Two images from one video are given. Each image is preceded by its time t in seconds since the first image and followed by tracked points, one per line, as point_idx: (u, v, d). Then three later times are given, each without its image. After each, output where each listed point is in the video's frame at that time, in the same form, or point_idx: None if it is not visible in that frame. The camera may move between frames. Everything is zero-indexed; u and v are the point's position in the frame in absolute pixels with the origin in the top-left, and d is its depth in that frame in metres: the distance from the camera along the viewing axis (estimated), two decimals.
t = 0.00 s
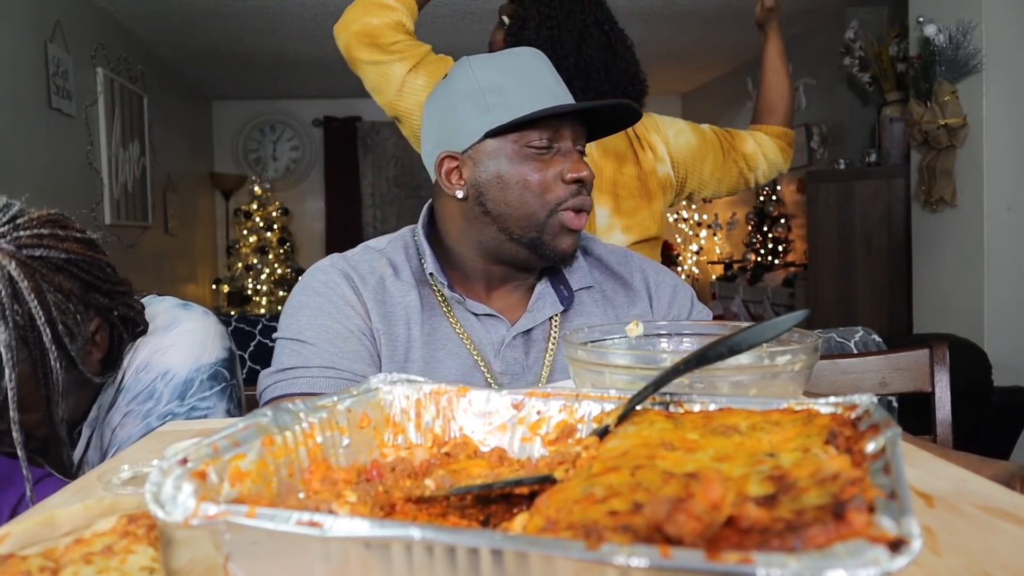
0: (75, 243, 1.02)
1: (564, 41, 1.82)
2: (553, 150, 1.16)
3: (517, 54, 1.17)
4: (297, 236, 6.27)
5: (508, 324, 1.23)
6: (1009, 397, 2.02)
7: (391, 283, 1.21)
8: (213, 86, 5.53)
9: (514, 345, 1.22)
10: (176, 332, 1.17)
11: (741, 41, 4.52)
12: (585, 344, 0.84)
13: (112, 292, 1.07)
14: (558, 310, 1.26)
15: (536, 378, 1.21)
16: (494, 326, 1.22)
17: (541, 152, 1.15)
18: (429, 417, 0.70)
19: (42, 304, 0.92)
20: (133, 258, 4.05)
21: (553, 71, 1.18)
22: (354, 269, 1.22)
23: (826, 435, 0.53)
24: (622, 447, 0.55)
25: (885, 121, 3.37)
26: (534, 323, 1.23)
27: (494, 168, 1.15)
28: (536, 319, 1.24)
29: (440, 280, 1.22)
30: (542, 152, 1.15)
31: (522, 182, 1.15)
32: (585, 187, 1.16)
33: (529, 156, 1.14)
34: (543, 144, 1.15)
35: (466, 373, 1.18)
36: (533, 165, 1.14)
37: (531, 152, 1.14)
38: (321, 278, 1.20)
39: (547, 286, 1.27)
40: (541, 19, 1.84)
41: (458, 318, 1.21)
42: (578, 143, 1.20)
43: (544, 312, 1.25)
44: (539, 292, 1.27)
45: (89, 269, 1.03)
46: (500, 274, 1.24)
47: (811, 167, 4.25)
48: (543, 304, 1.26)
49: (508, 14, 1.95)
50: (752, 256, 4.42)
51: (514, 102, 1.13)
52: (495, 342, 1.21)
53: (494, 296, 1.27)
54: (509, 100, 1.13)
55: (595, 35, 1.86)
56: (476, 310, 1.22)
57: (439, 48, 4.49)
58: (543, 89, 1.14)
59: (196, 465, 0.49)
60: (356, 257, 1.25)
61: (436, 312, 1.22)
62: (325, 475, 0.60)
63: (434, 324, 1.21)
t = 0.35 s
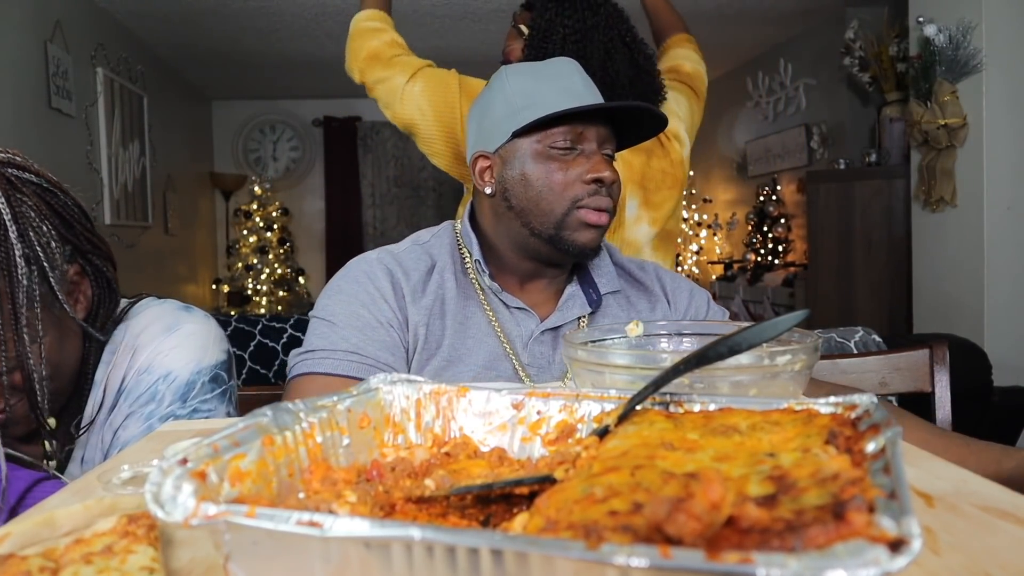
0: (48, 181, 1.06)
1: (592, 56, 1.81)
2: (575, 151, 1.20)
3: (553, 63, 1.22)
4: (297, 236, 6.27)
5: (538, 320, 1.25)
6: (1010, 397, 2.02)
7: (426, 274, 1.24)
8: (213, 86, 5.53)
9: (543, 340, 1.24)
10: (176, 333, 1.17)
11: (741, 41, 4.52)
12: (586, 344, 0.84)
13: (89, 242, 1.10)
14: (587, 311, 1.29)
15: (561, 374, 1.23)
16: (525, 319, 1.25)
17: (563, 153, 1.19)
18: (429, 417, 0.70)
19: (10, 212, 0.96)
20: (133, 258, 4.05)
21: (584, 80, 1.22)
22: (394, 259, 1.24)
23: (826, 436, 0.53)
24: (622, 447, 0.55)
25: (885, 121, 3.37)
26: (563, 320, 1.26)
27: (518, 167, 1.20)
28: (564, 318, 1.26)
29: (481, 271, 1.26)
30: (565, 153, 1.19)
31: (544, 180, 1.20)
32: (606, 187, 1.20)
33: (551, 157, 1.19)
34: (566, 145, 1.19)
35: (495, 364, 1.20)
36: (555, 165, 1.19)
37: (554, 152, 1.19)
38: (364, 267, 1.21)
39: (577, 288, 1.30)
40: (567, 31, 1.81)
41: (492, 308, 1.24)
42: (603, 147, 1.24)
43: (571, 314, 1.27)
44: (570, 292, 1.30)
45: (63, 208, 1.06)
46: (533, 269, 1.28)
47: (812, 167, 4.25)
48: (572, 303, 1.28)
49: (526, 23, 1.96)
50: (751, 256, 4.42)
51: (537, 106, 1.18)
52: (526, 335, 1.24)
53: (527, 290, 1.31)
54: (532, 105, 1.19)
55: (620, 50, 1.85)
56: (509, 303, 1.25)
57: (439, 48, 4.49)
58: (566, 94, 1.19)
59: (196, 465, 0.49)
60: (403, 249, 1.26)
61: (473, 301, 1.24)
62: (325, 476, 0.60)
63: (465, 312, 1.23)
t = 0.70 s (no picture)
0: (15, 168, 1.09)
1: (593, 50, 1.81)
2: (545, 131, 1.26)
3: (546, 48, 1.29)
4: (297, 236, 6.27)
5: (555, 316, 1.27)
6: (1010, 397, 2.02)
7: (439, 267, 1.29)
8: (212, 86, 5.53)
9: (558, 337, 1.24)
10: (162, 332, 1.16)
11: (741, 41, 4.52)
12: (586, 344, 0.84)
13: (59, 229, 1.12)
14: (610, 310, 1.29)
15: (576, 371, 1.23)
16: (541, 314, 1.26)
17: (530, 135, 1.27)
18: (429, 417, 0.70)
19: None
20: (133, 258, 4.04)
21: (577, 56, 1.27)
22: (412, 253, 1.32)
23: (826, 436, 0.53)
24: (622, 447, 0.55)
25: (885, 121, 3.37)
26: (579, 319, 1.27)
27: (504, 153, 1.29)
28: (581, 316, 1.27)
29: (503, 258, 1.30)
30: (532, 135, 1.26)
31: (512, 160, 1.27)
32: (565, 160, 1.23)
33: (519, 140, 1.27)
34: (533, 125, 1.27)
35: (499, 360, 1.23)
36: (522, 145, 1.26)
37: (525, 134, 1.27)
38: (377, 259, 1.31)
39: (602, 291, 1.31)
40: (574, 24, 1.83)
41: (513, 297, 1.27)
42: (582, 123, 1.27)
43: (593, 313, 1.28)
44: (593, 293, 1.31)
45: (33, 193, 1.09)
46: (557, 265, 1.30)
47: (812, 167, 4.25)
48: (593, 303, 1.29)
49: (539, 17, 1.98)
50: (751, 256, 4.42)
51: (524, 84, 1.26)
52: (541, 331, 1.25)
53: (550, 286, 1.34)
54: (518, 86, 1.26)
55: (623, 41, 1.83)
56: (528, 294, 1.27)
57: (439, 48, 4.49)
58: (543, 75, 1.25)
59: (196, 465, 0.49)
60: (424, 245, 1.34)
61: (497, 298, 1.27)
62: (325, 476, 0.60)
63: (480, 304, 1.26)
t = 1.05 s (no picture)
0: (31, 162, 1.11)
1: (565, 53, 1.91)
2: (471, 134, 1.26)
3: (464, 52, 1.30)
4: (297, 236, 6.27)
5: (499, 324, 1.25)
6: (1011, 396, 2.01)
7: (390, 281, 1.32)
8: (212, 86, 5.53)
9: (502, 345, 1.23)
10: (167, 332, 1.16)
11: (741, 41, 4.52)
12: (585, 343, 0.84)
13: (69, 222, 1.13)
14: (555, 309, 1.26)
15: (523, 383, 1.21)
16: (485, 322, 1.25)
17: (457, 140, 1.27)
18: (430, 417, 0.70)
19: None
20: (133, 258, 4.05)
21: (498, 52, 1.26)
22: (365, 273, 1.35)
23: (826, 435, 0.53)
24: (622, 447, 0.55)
25: (885, 121, 3.37)
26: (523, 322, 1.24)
27: (437, 161, 1.30)
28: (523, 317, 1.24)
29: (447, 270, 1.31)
30: (460, 140, 1.26)
31: (441, 170, 1.28)
32: (493, 163, 1.22)
33: (449, 147, 1.27)
34: (460, 130, 1.27)
35: (443, 373, 1.22)
36: (451, 152, 1.26)
37: (454, 140, 1.27)
38: (332, 282, 1.35)
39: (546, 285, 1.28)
40: (547, 27, 1.91)
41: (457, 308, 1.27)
42: (506, 122, 1.26)
43: (535, 310, 1.24)
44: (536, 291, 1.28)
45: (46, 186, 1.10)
46: (505, 270, 1.30)
47: (812, 167, 4.25)
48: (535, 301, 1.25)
49: (512, 18, 2.02)
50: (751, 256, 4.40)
51: (445, 88, 1.25)
52: (484, 340, 1.24)
53: (497, 291, 1.34)
54: (439, 90, 1.26)
55: (594, 52, 1.94)
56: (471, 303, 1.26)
57: (439, 48, 4.48)
58: (458, 77, 1.24)
59: (196, 465, 0.49)
60: (374, 262, 1.37)
61: (441, 311, 1.27)
62: (325, 475, 0.60)
63: (424, 316, 1.27)
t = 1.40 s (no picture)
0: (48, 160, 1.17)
1: (558, 63, 1.95)
2: (402, 129, 1.26)
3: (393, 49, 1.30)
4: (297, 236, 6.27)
5: (449, 322, 1.26)
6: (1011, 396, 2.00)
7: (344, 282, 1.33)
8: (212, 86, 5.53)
9: (451, 343, 1.24)
10: (174, 331, 1.15)
11: (741, 41, 4.52)
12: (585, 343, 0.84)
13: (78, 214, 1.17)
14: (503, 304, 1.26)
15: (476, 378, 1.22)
16: (434, 322, 1.26)
17: (388, 137, 1.26)
18: (429, 417, 0.70)
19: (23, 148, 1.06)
20: (133, 258, 4.04)
21: (425, 47, 1.26)
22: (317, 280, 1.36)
23: (826, 436, 0.53)
24: (622, 447, 0.55)
25: (886, 121, 3.36)
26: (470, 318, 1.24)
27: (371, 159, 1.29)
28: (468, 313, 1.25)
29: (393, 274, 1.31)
30: (392, 136, 1.26)
31: (376, 168, 1.27)
32: (425, 158, 1.22)
33: (382, 144, 1.27)
34: (392, 126, 1.26)
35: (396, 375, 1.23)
36: (383, 149, 1.26)
37: (386, 136, 1.27)
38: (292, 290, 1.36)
39: (492, 281, 1.29)
40: (540, 40, 1.97)
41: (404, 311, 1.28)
42: (437, 115, 1.26)
43: (482, 304, 1.25)
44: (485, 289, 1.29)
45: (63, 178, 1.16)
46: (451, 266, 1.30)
47: (812, 167, 4.25)
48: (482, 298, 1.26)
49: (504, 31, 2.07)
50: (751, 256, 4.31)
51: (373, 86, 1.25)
52: (433, 339, 1.25)
53: (447, 286, 1.33)
54: (367, 89, 1.26)
55: (585, 57, 1.98)
56: (418, 305, 1.27)
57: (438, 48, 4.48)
58: (386, 73, 1.24)
59: (196, 465, 0.49)
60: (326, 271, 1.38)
61: (390, 315, 1.28)
62: (325, 476, 0.60)
63: (374, 320, 1.27)
